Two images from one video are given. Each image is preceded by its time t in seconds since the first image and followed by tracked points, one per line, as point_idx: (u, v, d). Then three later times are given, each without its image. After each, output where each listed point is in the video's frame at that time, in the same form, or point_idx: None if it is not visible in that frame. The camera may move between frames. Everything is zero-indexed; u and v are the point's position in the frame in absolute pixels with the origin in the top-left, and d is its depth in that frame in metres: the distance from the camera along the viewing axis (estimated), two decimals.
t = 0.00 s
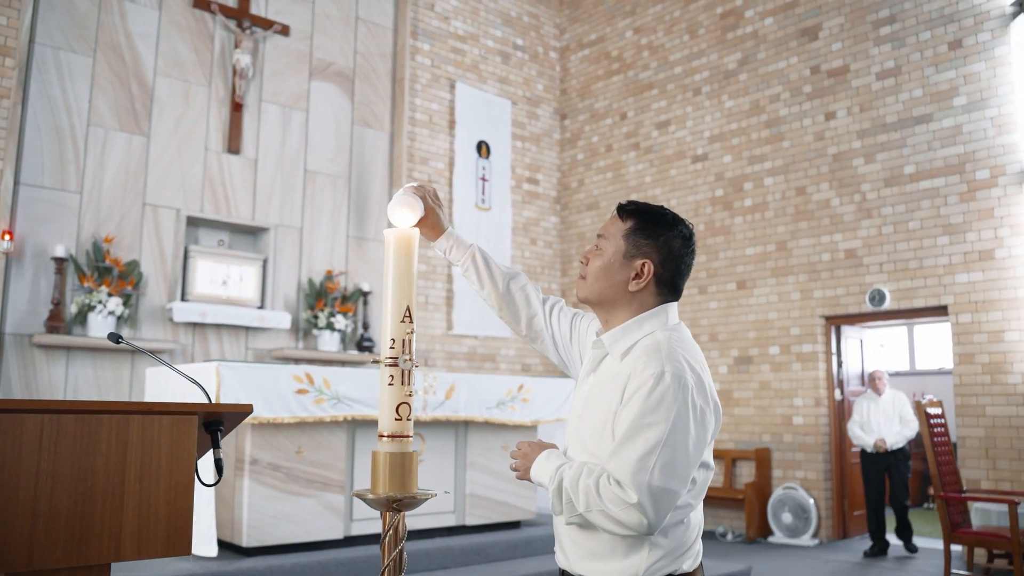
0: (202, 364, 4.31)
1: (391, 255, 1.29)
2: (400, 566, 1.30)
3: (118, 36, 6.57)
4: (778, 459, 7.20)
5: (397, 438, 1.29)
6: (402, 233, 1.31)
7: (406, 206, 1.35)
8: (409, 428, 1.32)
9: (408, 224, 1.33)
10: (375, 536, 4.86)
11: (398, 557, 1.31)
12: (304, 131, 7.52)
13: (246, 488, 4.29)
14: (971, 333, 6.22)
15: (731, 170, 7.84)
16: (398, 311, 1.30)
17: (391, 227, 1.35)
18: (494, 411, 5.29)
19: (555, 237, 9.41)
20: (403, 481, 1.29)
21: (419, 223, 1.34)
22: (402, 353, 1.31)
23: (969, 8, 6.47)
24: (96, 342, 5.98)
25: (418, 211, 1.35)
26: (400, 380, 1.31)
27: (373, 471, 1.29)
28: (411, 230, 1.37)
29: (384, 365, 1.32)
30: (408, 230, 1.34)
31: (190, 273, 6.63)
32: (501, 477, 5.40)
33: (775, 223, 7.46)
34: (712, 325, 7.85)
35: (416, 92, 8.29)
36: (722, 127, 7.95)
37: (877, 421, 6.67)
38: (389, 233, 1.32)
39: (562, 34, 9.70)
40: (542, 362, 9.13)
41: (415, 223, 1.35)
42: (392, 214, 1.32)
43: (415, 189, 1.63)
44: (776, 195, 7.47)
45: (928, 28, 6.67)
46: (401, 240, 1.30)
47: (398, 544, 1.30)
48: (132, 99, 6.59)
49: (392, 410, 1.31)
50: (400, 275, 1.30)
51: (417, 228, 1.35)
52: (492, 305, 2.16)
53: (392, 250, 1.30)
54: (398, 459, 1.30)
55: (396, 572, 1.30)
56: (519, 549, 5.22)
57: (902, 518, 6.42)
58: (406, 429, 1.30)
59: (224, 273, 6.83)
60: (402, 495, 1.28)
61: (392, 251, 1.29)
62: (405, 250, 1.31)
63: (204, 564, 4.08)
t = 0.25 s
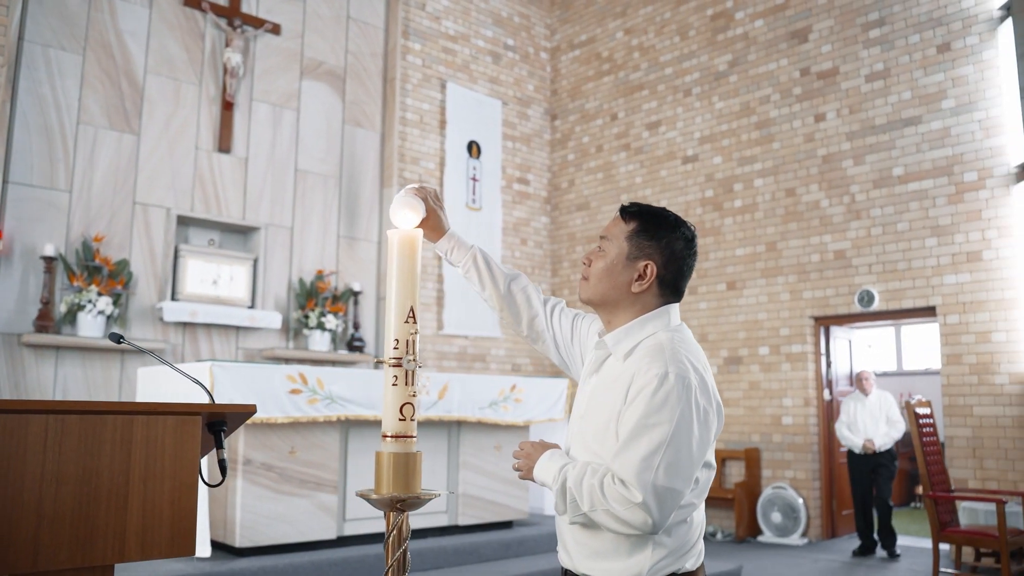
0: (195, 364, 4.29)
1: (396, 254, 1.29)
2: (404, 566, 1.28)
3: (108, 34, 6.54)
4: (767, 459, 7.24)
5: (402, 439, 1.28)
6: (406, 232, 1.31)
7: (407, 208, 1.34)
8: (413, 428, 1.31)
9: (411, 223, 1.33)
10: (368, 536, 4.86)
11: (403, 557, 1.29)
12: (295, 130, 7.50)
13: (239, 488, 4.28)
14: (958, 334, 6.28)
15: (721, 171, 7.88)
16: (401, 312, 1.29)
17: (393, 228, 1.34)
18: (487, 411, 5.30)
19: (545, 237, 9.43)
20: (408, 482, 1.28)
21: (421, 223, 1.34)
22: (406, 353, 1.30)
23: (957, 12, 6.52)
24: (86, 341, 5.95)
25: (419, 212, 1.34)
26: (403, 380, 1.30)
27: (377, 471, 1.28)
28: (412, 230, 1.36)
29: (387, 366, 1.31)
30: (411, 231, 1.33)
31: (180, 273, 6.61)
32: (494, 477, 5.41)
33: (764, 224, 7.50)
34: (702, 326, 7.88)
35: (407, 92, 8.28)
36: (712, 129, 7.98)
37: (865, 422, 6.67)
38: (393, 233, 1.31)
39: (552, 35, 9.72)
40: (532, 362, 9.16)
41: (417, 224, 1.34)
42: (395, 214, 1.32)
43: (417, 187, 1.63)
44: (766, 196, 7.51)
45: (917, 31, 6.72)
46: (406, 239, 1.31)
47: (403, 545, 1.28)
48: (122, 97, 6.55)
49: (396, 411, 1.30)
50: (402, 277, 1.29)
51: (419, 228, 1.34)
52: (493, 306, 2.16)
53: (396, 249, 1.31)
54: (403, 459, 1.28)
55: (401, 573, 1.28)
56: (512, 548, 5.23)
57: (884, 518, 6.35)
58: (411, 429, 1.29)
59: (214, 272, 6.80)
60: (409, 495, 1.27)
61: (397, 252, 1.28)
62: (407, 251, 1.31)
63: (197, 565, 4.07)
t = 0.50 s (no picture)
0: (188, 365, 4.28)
1: (400, 255, 1.30)
2: (409, 566, 1.30)
3: (99, 32, 6.51)
4: (757, 459, 7.29)
5: (407, 439, 1.29)
6: (411, 233, 1.31)
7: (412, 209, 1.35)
8: (419, 428, 1.32)
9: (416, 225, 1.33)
10: (361, 536, 4.85)
11: (408, 558, 1.30)
12: (286, 129, 7.48)
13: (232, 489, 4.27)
14: (946, 335, 6.34)
15: (711, 173, 7.91)
16: (407, 313, 1.30)
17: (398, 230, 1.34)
18: (480, 411, 5.31)
19: (535, 237, 9.45)
20: (413, 481, 1.28)
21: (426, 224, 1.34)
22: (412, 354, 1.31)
23: (945, 15, 6.57)
24: (76, 341, 5.93)
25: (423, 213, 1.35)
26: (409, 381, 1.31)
27: (383, 471, 1.29)
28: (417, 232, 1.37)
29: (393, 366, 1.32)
30: (416, 232, 1.34)
31: (171, 272, 6.58)
32: (486, 477, 5.42)
33: (754, 225, 7.55)
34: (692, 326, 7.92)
35: (398, 91, 8.27)
36: (703, 130, 8.02)
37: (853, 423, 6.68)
38: (398, 235, 1.31)
39: (543, 35, 9.74)
40: (522, 362, 9.19)
41: (422, 225, 1.35)
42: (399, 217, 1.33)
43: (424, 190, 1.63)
44: (756, 197, 7.55)
45: (906, 34, 6.77)
46: (410, 240, 1.31)
47: (409, 544, 1.29)
48: (112, 96, 6.52)
49: (402, 411, 1.31)
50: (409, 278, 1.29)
51: (424, 230, 1.35)
52: (496, 308, 2.17)
53: (400, 249, 1.31)
54: (409, 460, 1.29)
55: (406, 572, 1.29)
56: (504, 548, 5.23)
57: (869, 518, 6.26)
58: (416, 430, 1.30)
59: (204, 272, 6.78)
60: (414, 495, 1.28)
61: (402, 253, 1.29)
62: (415, 252, 1.31)
63: (190, 566, 4.06)
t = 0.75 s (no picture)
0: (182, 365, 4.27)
1: (406, 257, 1.32)
2: (415, 565, 1.30)
3: (91, 30, 6.48)
4: (748, 458, 7.33)
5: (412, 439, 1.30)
6: (415, 235, 1.33)
7: (418, 210, 1.35)
8: (424, 428, 1.33)
9: (422, 226, 1.34)
10: (356, 537, 4.85)
11: (414, 557, 1.31)
12: (279, 128, 7.47)
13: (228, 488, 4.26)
14: (936, 335, 6.39)
15: (703, 173, 7.95)
16: (412, 314, 1.30)
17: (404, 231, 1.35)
18: (474, 411, 5.32)
19: (527, 237, 9.47)
20: (418, 482, 1.29)
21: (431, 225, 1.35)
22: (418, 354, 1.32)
23: (936, 19, 6.62)
24: (68, 341, 5.91)
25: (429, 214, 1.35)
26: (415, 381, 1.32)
27: (389, 471, 1.29)
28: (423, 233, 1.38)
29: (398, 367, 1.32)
30: (421, 234, 1.34)
31: (163, 271, 6.56)
32: (480, 476, 5.43)
33: (746, 225, 7.58)
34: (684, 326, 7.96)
35: (391, 91, 8.27)
36: (695, 131, 8.06)
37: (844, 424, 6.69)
38: (404, 236, 1.32)
39: (535, 35, 9.75)
40: (513, 362, 9.21)
41: (428, 225, 1.36)
42: (405, 218, 1.34)
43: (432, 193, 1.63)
44: (748, 198, 7.59)
45: (897, 37, 6.82)
46: (414, 242, 1.33)
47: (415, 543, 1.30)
48: (104, 94, 6.49)
49: (407, 411, 1.32)
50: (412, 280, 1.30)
51: (430, 231, 1.35)
52: (499, 309, 2.18)
53: (406, 252, 1.33)
54: (413, 460, 1.30)
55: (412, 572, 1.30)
56: (499, 548, 5.24)
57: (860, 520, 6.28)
58: (421, 430, 1.31)
59: (197, 271, 6.75)
60: (419, 495, 1.29)
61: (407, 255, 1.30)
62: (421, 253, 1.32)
63: (186, 567, 4.05)
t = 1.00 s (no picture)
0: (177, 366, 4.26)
1: (411, 258, 1.32)
2: (421, 566, 1.30)
3: (83, 29, 6.45)
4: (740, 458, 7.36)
5: (418, 439, 1.30)
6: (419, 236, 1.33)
7: (422, 213, 1.35)
8: (430, 429, 1.32)
9: (426, 228, 1.34)
10: (351, 537, 4.85)
11: (421, 558, 1.31)
12: (271, 128, 7.45)
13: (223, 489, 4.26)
14: (926, 336, 6.44)
15: (695, 175, 7.98)
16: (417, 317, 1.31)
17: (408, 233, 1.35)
18: (468, 411, 5.32)
19: (519, 237, 9.48)
20: (424, 482, 1.29)
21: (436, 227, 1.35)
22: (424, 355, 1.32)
23: (926, 22, 6.68)
24: (59, 341, 5.88)
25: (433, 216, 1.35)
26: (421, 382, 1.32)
27: (395, 472, 1.29)
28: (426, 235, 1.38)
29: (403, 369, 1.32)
30: (427, 235, 1.34)
31: (155, 271, 6.54)
32: (474, 477, 5.44)
33: (737, 227, 7.62)
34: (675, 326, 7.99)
35: (383, 91, 8.27)
36: (686, 132, 8.09)
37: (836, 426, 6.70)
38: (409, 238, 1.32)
39: (527, 36, 9.77)
40: (505, 362, 9.22)
41: (432, 227, 1.36)
42: (409, 220, 1.34)
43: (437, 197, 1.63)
44: (739, 200, 7.63)
45: (887, 40, 6.87)
46: (419, 244, 1.32)
47: (421, 544, 1.30)
48: (96, 93, 6.46)
49: (413, 412, 1.32)
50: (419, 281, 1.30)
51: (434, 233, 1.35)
52: (502, 312, 2.19)
53: (411, 254, 1.33)
54: (419, 461, 1.30)
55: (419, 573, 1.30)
56: (492, 548, 5.25)
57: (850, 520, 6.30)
58: (426, 430, 1.30)
59: (189, 271, 6.73)
60: (426, 495, 1.29)
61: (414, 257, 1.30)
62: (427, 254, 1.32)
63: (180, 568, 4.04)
